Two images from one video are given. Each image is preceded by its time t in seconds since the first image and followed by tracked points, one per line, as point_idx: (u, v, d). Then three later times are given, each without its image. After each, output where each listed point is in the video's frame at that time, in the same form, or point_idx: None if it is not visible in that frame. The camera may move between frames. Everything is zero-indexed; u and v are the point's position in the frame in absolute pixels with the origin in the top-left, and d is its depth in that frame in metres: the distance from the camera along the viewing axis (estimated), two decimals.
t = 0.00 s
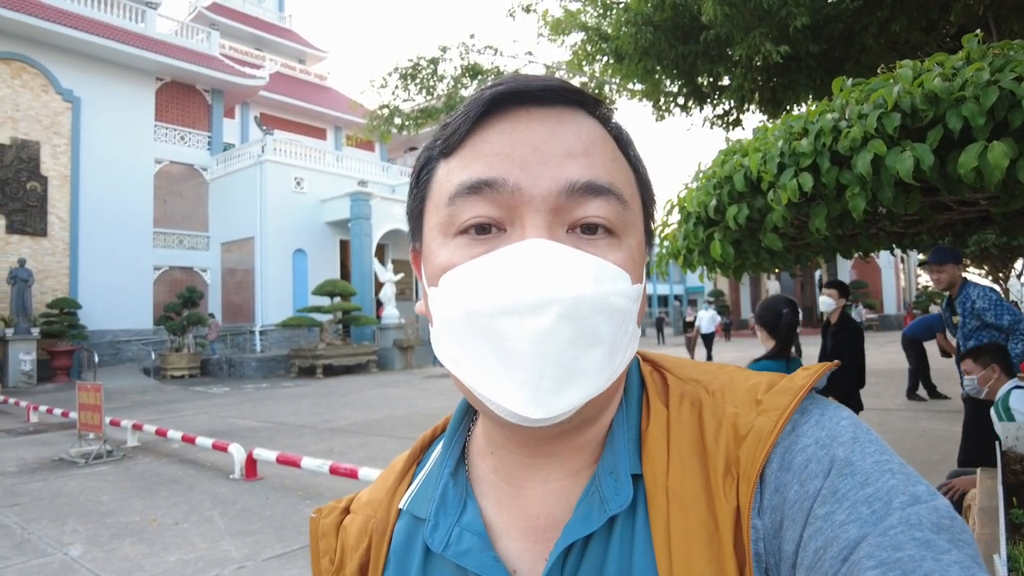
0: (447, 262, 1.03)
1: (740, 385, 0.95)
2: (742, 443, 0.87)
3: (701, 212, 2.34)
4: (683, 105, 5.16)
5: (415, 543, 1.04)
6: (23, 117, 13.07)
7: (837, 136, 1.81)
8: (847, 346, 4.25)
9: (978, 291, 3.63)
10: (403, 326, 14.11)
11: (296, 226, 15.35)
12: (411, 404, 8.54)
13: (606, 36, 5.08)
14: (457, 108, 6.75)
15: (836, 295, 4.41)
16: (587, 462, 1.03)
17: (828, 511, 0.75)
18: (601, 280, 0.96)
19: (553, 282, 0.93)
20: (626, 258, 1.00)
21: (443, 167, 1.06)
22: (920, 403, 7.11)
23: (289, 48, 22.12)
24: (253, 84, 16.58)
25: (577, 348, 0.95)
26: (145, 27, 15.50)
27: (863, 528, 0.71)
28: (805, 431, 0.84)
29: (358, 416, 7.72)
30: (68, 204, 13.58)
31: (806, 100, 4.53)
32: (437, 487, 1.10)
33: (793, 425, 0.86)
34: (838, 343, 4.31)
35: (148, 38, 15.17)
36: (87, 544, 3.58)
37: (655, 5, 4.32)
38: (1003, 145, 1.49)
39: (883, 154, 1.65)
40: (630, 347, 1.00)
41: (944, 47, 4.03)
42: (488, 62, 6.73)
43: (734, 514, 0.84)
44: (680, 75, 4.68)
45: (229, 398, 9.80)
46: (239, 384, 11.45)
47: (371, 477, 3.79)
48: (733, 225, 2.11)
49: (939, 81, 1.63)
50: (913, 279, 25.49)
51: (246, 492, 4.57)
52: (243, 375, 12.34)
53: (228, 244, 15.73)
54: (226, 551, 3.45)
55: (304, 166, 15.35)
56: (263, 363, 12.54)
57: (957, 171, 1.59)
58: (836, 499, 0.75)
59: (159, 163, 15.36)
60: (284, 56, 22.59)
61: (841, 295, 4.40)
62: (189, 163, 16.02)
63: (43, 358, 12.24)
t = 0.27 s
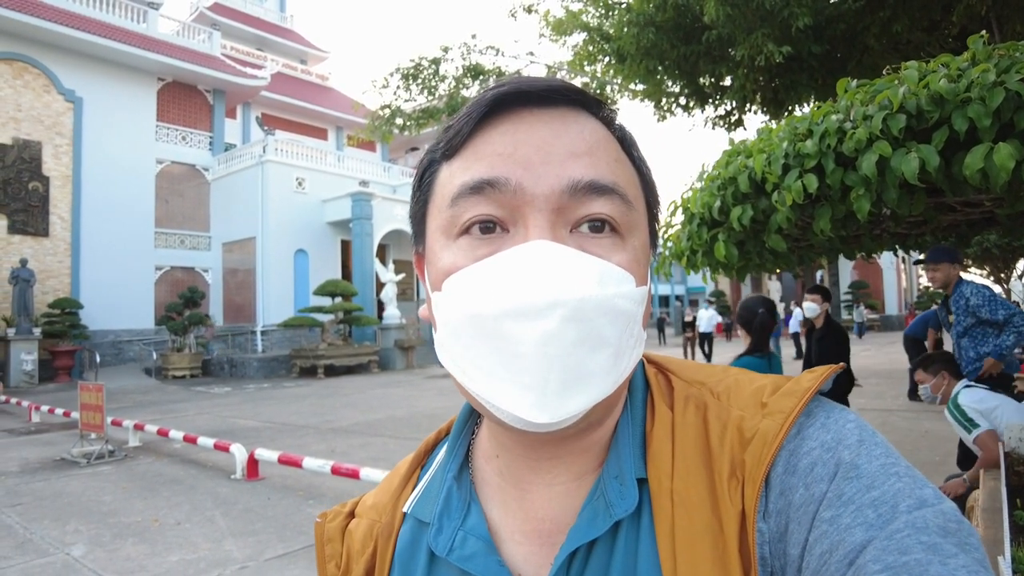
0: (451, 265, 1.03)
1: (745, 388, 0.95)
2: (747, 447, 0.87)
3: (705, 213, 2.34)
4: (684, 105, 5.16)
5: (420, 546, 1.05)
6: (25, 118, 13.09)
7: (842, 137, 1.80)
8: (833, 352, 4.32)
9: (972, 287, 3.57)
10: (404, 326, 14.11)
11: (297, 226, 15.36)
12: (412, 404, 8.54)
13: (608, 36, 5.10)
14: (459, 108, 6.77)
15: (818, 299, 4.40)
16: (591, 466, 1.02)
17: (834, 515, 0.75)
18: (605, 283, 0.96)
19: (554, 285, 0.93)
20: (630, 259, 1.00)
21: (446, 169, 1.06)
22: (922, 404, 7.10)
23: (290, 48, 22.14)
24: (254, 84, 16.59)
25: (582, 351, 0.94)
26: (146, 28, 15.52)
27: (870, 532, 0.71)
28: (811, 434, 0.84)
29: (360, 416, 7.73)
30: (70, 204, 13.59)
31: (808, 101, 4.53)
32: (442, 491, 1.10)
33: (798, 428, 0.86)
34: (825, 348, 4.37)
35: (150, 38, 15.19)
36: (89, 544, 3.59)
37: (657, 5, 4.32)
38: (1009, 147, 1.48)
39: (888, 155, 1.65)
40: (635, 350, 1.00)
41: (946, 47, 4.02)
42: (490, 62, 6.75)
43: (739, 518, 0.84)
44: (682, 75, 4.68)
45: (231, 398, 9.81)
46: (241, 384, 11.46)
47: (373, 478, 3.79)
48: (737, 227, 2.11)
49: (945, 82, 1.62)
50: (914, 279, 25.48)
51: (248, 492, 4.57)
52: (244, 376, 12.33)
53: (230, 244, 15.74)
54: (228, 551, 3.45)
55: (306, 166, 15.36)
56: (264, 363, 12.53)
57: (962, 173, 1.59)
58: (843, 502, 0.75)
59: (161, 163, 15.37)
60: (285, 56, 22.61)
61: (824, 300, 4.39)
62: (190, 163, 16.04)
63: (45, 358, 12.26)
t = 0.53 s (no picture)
0: (457, 263, 1.03)
1: (750, 385, 0.95)
2: (753, 443, 0.88)
3: (707, 213, 2.34)
4: (685, 106, 5.16)
5: (424, 541, 1.05)
6: (26, 118, 13.10)
7: (845, 137, 1.80)
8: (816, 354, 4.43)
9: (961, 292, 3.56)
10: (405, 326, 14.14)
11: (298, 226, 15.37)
12: (413, 405, 8.54)
13: (609, 36, 5.10)
14: (460, 108, 6.77)
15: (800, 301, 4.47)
16: (597, 463, 1.03)
17: (839, 512, 0.75)
18: (610, 281, 0.96)
19: (560, 283, 0.93)
20: (635, 257, 1.01)
21: (453, 168, 1.07)
22: (923, 405, 7.10)
23: (291, 48, 22.15)
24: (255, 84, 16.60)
25: (587, 349, 0.95)
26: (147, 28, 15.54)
27: (877, 529, 0.71)
28: (817, 431, 0.84)
29: (360, 416, 7.73)
30: (70, 204, 13.60)
31: (809, 101, 4.53)
32: (446, 487, 1.10)
33: (804, 425, 0.86)
34: (806, 349, 4.49)
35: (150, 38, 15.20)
36: (90, 544, 3.59)
37: (658, 5, 4.33)
38: (1012, 146, 1.48)
39: (891, 155, 1.65)
40: (640, 348, 1.00)
41: (948, 47, 4.02)
42: (491, 62, 6.76)
43: (744, 515, 0.84)
44: (683, 75, 4.68)
45: (232, 398, 9.81)
46: (241, 384, 11.46)
47: (373, 478, 3.79)
48: (739, 227, 2.11)
49: (948, 82, 1.62)
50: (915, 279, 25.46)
51: (249, 493, 4.57)
52: (245, 376, 12.33)
53: (230, 244, 15.75)
54: (229, 551, 3.45)
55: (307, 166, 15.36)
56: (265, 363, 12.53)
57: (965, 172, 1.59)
58: (849, 499, 0.75)
59: (162, 163, 15.38)
60: (286, 57, 22.62)
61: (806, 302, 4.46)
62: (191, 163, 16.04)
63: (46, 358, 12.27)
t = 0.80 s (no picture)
0: (460, 264, 1.03)
1: (751, 387, 0.95)
2: (754, 443, 0.88)
3: (708, 213, 2.34)
4: (686, 106, 5.16)
5: (424, 539, 1.05)
6: (26, 119, 13.11)
7: (845, 138, 1.81)
8: (803, 352, 4.46)
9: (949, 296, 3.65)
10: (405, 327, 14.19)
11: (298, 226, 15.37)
12: (413, 405, 8.54)
13: (609, 36, 5.11)
14: (460, 109, 6.78)
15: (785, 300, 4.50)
16: (598, 464, 1.03)
17: (840, 512, 0.76)
18: (611, 283, 0.96)
19: (560, 284, 0.93)
20: (637, 259, 1.01)
21: (456, 169, 1.07)
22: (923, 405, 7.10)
23: (291, 48, 22.16)
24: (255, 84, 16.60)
25: (589, 350, 0.95)
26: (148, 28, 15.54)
27: (878, 530, 0.71)
28: (818, 432, 0.84)
29: (360, 416, 7.72)
30: (71, 204, 13.61)
31: (809, 102, 4.53)
32: (447, 485, 1.10)
33: (805, 426, 0.86)
34: (791, 348, 4.50)
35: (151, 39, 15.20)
36: (90, 545, 3.59)
37: (658, 6, 4.34)
38: (1012, 147, 1.49)
39: (891, 156, 1.65)
40: (641, 349, 1.00)
41: (948, 48, 4.01)
42: (491, 63, 6.76)
43: (745, 515, 0.84)
44: (683, 75, 4.68)
45: (232, 398, 9.82)
46: (242, 384, 11.47)
47: (374, 479, 3.78)
48: (740, 227, 2.11)
49: (948, 83, 1.62)
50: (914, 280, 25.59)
51: (249, 493, 4.57)
52: (245, 376, 12.32)
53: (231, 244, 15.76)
54: (230, 552, 3.45)
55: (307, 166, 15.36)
56: (265, 363, 12.52)
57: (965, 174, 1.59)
58: (850, 500, 0.75)
59: (162, 163, 15.38)
60: (286, 57, 22.63)
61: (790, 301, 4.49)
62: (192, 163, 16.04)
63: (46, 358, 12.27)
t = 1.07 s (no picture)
0: (462, 262, 1.03)
1: (755, 385, 0.95)
2: (758, 441, 0.88)
3: (709, 212, 2.34)
4: (686, 106, 5.17)
5: (427, 536, 1.05)
6: (26, 119, 13.11)
7: (845, 137, 1.81)
8: (790, 356, 4.51)
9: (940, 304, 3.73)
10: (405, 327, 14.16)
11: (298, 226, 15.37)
12: (413, 405, 8.54)
13: (609, 37, 5.11)
14: (460, 109, 6.79)
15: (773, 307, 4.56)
16: (600, 461, 1.03)
17: (844, 510, 0.76)
18: (613, 280, 0.96)
19: (562, 282, 0.94)
20: (639, 256, 1.01)
21: (457, 168, 1.07)
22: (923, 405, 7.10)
23: (291, 49, 22.16)
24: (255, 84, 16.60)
25: (592, 348, 0.95)
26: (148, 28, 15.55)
27: (882, 528, 0.71)
28: (821, 429, 0.84)
29: (361, 416, 7.73)
30: (71, 204, 13.61)
31: (810, 102, 4.53)
32: (450, 482, 1.10)
33: (809, 424, 0.86)
34: (778, 354, 4.52)
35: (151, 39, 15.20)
36: (90, 545, 3.59)
37: (658, 6, 4.34)
38: (1012, 146, 1.49)
39: (891, 155, 1.65)
40: (643, 347, 1.00)
41: (948, 48, 4.02)
42: (491, 63, 6.77)
43: (749, 512, 0.84)
44: (683, 75, 4.69)
45: (232, 398, 9.83)
46: (242, 384, 11.47)
47: (374, 479, 3.78)
48: (740, 226, 2.11)
49: (948, 83, 1.62)
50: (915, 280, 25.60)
51: (249, 493, 4.57)
52: (245, 376, 12.32)
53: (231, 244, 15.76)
54: (230, 551, 3.45)
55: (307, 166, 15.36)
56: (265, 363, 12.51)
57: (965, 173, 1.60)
58: (854, 497, 0.76)
59: (162, 163, 15.38)
60: (286, 57, 22.65)
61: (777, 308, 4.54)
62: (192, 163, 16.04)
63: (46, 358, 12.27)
